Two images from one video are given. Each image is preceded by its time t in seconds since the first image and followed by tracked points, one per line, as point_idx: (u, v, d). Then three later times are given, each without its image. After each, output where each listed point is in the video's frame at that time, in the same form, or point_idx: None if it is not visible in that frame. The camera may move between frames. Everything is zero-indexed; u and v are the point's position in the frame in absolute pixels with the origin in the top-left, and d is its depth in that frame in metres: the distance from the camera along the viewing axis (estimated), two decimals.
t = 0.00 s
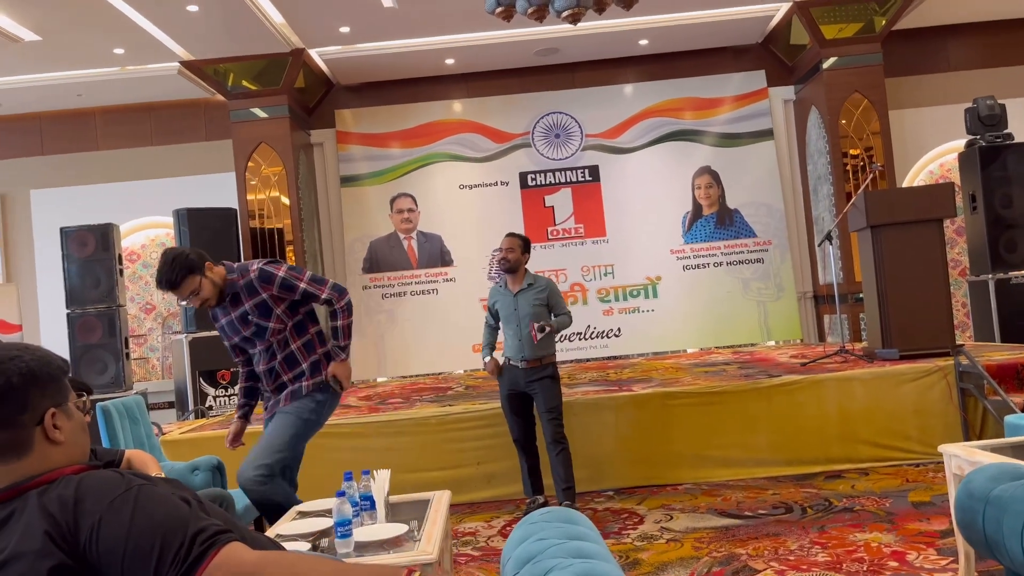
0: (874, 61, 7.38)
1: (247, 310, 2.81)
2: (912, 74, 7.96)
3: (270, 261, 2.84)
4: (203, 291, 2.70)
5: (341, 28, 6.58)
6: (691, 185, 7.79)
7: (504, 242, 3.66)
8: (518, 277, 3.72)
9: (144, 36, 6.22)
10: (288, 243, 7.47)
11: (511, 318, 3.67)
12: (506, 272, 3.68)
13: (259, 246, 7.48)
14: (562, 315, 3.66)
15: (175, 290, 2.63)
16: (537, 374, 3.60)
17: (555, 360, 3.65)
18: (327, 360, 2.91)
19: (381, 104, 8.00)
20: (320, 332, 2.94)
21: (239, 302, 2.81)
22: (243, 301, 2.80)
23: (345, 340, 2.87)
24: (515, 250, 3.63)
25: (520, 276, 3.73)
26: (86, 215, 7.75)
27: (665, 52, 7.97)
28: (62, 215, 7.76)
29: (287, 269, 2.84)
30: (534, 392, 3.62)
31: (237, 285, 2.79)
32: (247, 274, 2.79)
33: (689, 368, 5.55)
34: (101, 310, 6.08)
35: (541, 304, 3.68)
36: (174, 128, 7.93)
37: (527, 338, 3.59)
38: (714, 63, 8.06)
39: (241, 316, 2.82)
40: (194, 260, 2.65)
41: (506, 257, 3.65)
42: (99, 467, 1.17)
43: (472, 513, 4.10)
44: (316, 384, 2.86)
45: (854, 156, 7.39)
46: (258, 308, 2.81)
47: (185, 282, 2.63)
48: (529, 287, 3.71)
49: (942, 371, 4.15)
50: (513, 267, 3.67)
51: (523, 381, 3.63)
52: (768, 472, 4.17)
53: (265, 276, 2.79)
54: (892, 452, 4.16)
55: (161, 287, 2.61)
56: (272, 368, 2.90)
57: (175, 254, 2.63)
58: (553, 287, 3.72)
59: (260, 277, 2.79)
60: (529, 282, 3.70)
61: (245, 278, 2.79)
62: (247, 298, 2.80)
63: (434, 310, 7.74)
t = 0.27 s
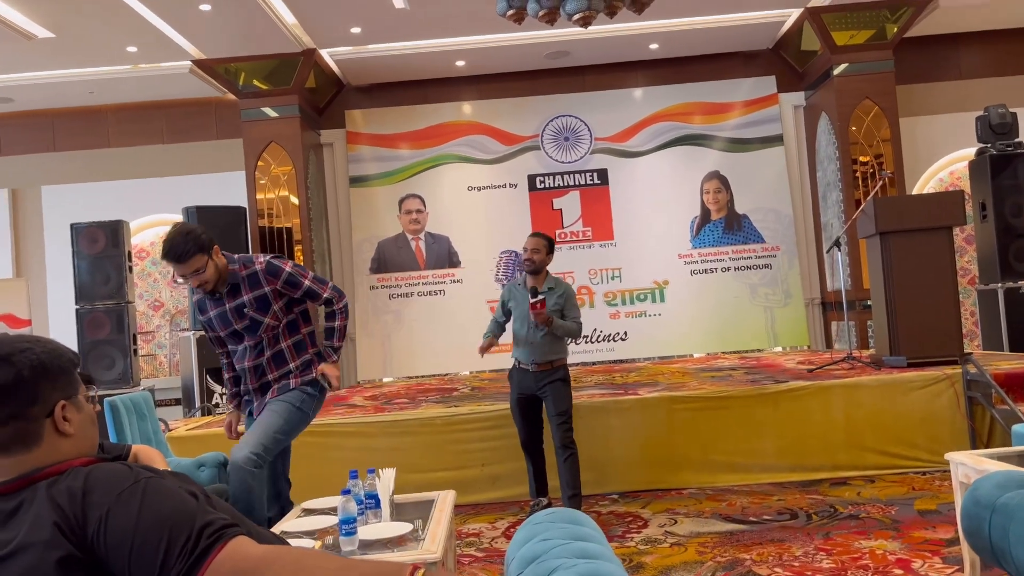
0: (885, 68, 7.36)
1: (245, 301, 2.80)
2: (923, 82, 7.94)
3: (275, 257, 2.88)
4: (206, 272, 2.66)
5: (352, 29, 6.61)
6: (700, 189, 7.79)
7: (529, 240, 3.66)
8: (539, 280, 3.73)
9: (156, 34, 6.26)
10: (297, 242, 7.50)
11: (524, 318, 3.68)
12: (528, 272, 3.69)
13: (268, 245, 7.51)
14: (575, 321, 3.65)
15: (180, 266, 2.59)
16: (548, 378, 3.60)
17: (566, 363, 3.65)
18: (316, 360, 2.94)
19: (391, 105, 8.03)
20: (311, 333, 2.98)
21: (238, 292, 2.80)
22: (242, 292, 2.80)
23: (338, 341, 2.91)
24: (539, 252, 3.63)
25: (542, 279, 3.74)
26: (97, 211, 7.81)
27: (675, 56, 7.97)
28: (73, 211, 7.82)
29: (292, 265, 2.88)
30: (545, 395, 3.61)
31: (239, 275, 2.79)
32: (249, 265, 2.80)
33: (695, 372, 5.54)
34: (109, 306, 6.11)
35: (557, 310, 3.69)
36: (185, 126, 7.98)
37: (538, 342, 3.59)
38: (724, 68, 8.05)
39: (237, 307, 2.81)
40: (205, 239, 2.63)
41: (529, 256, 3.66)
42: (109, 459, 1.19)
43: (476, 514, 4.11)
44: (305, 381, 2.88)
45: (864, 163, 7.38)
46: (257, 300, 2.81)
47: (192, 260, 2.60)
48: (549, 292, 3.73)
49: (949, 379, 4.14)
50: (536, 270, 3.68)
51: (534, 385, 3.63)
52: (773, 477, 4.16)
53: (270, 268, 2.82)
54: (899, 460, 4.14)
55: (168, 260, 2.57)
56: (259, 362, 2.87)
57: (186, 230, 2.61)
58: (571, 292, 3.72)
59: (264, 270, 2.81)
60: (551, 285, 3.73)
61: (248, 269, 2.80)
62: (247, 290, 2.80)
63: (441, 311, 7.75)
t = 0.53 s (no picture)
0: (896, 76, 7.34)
1: (237, 314, 2.46)
2: (933, 90, 7.91)
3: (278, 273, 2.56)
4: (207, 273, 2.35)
5: (363, 30, 6.63)
6: (708, 195, 7.78)
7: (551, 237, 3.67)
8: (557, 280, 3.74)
9: (168, 33, 6.30)
10: (305, 242, 7.52)
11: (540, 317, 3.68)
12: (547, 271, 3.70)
13: (276, 244, 7.53)
14: (587, 324, 3.65)
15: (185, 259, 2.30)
16: (558, 380, 3.60)
17: (578, 366, 3.65)
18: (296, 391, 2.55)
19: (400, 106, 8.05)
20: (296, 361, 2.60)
21: (230, 303, 2.46)
22: (235, 304, 2.46)
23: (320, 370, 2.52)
24: (561, 251, 3.64)
25: (561, 278, 3.74)
26: (107, 209, 7.86)
27: (685, 61, 7.97)
28: (83, 208, 7.87)
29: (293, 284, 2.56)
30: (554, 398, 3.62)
31: (235, 284, 2.46)
32: (250, 277, 2.48)
33: (701, 378, 5.53)
34: (118, 303, 6.14)
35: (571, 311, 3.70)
36: (196, 125, 8.02)
37: (552, 343, 3.60)
38: (734, 74, 8.04)
39: (226, 319, 2.47)
40: (218, 238, 2.37)
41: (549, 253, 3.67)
42: (114, 454, 1.20)
43: (480, 516, 4.11)
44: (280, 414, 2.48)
45: (873, 171, 7.35)
46: (248, 317, 2.47)
47: (200, 255, 2.32)
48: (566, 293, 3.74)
49: (956, 389, 4.12)
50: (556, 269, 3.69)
51: (544, 388, 3.64)
52: (778, 485, 4.14)
53: (272, 284, 2.49)
54: (905, 469, 4.12)
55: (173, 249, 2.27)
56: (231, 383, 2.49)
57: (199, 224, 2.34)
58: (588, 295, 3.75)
59: (265, 285, 2.49)
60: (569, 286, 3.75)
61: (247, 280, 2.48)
62: (241, 303, 2.46)
63: (447, 313, 7.76)
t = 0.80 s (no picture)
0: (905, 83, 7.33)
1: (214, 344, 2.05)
2: (943, 98, 7.89)
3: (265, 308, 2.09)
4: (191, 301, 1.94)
5: (372, 32, 6.65)
6: (716, 200, 7.77)
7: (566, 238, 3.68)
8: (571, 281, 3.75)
9: (178, 33, 6.32)
10: (311, 243, 7.54)
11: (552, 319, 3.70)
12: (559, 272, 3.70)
13: (282, 244, 7.55)
14: (598, 326, 3.65)
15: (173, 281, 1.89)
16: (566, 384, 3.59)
17: (586, 371, 3.65)
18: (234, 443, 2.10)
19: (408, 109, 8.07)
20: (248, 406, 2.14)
21: (208, 331, 2.04)
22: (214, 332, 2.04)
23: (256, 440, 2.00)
24: (577, 252, 3.65)
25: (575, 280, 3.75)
26: (116, 208, 7.90)
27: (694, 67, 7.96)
28: (92, 207, 7.92)
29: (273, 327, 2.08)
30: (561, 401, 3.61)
31: (216, 309, 2.03)
32: (232, 304, 2.04)
33: (706, 384, 5.51)
34: (124, 301, 6.16)
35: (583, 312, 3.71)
36: (205, 125, 8.06)
37: (562, 344, 3.60)
38: (742, 80, 8.04)
39: (200, 348, 2.05)
40: (212, 259, 1.95)
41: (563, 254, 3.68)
42: (117, 453, 1.20)
43: (483, 519, 4.10)
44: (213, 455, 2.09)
45: (881, 178, 7.33)
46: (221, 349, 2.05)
47: (184, 278, 1.89)
48: (579, 295, 3.75)
49: (963, 398, 4.11)
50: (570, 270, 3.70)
51: (551, 391, 3.63)
52: (782, 491, 4.13)
53: (255, 319, 2.03)
54: (911, 478, 4.10)
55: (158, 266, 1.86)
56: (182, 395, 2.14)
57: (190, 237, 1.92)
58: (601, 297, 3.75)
59: (245, 319, 2.03)
60: (581, 289, 3.75)
61: (227, 307, 2.04)
62: (220, 332, 2.04)
63: (452, 315, 7.77)
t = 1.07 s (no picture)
0: (912, 88, 7.31)
1: (190, 362, 2.02)
2: (950, 103, 7.88)
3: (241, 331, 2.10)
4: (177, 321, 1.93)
5: (379, 33, 6.67)
6: (721, 204, 7.76)
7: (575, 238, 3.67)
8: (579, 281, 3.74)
9: (185, 33, 6.34)
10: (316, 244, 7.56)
11: (560, 320, 3.69)
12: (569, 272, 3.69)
13: (287, 245, 7.56)
14: (606, 328, 3.65)
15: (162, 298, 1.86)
16: (571, 387, 3.60)
17: (591, 373, 3.66)
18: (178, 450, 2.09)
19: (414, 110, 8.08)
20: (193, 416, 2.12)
21: (185, 349, 2.01)
22: (191, 350, 2.01)
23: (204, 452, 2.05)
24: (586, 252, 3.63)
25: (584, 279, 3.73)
26: (122, 207, 7.93)
27: (700, 70, 7.96)
28: (98, 206, 7.95)
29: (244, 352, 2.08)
30: (566, 404, 3.60)
31: (197, 327, 2.00)
32: (213, 322, 2.02)
33: (710, 388, 5.50)
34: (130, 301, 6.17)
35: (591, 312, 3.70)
36: (211, 125, 8.08)
37: (570, 345, 3.60)
38: (748, 84, 8.03)
39: (174, 365, 2.02)
40: (200, 276, 1.93)
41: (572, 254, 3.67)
42: (120, 451, 1.20)
43: (485, 521, 4.10)
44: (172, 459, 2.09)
45: (887, 183, 7.31)
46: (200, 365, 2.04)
47: (172, 294, 1.86)
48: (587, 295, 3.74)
49: (968, 405, 4.09)
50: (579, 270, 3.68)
51: (556, 393, 3.62)
52: (785, 496, 4.12)
53: (234, 341, 2.03)
54: (915, 484, 4.09)
55: (147, 280, 1.83)
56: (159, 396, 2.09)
57: (180, 254, 1.89)
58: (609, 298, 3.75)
59: (224, 341, 2.02)
60: (589, 290, 3.75)
61: (208, 325, 2.02)
62: (197, 352, 2.02)
63: (456, 317, 7.77)
